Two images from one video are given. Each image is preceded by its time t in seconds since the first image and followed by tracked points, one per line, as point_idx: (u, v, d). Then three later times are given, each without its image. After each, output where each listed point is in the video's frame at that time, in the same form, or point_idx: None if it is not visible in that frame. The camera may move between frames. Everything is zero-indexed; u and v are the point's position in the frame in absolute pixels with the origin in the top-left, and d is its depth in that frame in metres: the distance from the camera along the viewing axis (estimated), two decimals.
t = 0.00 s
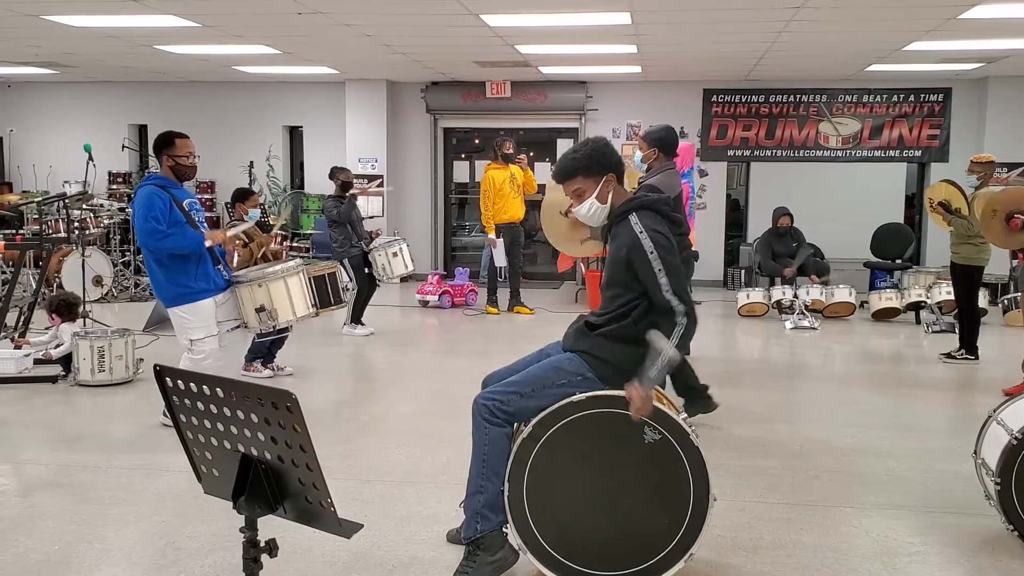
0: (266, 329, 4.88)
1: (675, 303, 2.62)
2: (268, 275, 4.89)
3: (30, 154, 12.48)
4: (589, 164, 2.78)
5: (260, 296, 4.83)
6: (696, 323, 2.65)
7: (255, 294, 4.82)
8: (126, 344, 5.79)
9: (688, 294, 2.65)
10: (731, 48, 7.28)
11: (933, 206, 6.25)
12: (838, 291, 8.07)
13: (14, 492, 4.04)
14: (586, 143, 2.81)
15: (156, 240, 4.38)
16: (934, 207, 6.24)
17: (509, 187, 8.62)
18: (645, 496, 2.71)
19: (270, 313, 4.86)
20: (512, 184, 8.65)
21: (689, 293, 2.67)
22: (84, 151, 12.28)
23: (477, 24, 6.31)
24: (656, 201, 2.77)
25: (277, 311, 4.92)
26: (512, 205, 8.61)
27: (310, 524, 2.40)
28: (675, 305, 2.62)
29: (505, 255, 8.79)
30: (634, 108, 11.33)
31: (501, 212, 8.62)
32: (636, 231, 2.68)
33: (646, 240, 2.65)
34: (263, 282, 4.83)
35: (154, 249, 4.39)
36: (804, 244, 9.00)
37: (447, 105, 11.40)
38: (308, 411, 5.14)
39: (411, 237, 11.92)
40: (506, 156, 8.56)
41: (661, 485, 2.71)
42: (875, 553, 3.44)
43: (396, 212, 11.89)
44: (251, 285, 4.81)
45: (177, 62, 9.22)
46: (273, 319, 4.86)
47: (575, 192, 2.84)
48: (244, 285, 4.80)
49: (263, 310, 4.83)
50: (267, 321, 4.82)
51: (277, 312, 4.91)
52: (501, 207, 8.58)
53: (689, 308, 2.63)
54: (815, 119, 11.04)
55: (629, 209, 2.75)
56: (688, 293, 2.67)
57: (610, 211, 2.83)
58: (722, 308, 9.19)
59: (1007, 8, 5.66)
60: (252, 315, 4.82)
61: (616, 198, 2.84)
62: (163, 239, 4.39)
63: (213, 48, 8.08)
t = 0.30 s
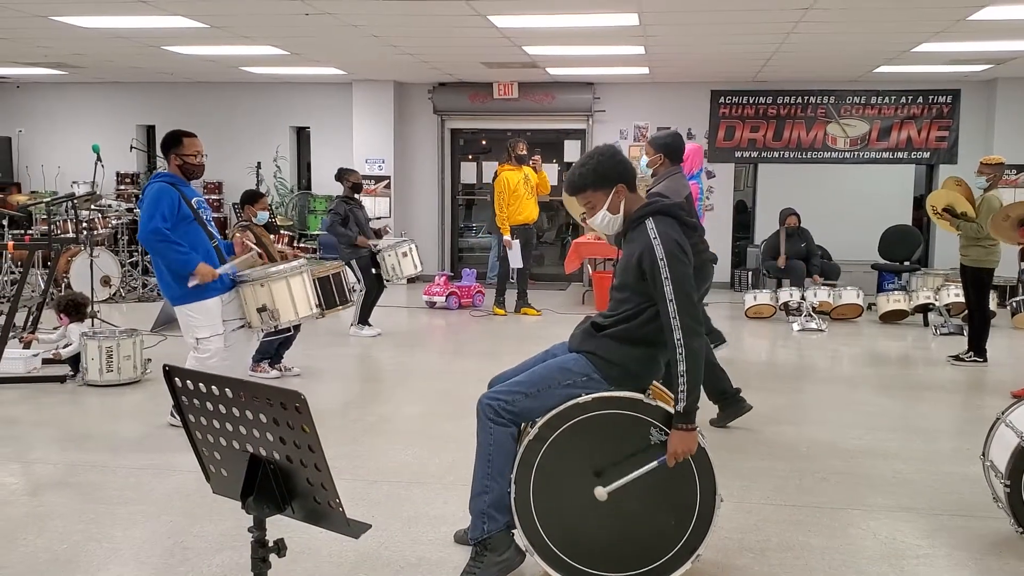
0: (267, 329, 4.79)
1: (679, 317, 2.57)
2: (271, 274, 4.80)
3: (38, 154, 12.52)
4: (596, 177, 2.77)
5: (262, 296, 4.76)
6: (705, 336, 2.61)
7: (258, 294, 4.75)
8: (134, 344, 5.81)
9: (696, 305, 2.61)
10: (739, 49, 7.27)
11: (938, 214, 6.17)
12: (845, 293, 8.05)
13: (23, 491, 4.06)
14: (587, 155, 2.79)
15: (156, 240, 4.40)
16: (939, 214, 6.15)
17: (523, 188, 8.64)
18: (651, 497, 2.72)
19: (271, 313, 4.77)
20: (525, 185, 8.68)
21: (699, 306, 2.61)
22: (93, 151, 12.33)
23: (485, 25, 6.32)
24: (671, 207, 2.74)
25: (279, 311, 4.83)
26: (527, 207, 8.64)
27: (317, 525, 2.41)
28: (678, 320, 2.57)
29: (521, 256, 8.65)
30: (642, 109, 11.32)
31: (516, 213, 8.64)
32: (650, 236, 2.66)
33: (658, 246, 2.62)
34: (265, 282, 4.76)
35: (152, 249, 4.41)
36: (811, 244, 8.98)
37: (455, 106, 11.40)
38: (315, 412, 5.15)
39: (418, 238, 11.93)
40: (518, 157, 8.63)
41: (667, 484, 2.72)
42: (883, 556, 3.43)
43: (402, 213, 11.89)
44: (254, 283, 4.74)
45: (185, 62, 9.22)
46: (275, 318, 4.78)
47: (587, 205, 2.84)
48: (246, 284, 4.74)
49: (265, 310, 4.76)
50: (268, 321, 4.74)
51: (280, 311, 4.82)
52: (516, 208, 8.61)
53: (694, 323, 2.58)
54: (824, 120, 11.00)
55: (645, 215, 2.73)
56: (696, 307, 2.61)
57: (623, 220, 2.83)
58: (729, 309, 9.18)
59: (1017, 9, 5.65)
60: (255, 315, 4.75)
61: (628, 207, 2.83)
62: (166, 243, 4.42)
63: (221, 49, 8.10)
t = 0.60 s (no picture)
0: (265, 330, 4.79)
1: (659, 325, 2.61)
2: (269, 275, 4.80)
3: (39, 154, 12.53)
4: (601, 180, 2.78)
5: (260, 297, 4.75)
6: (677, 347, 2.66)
7: (255, 295, 4.75)
8: (135, 344, 5.82)
9: (681, 315, 2.64)
10: (740, 50, 7.27)
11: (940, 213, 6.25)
12: (846, 294, 8.05)
13: (25, 491, 4.06)
14: (593, 156, 2.80)
15: (151, 240, 4.38)
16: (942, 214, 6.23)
17: (530, 189, 8.63)
18: (651, 499, 2.71)
19: (269, 313, 4.77)
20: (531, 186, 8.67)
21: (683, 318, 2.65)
22: (94, 151, 12.35)
23: (487, 25, 6.32)
24: (678, 211, 2.79)
25: (277, 312, 4.82)
26: (534, 207, 8.66)
27: (320, 525, 2.41)
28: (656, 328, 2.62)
29: (529, 256, 8.76)
30: (643, 110, 11.34)
31: (523, 213, 8.64)
32: (653, 239, 2.70)
33: (658, 251, 2.66)
34: (263, 283, 4.75)
35: (146, 248, 4.38)
36: (811, 245, 8.94)
37: (456, 107, 11.41)
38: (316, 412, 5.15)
39: (419, 239, 11.94)
40: (524, 158, 8.56)
41: (667, 486, 2.71)
42: (884, 557, 3.43)
43: (403, 213, 11.90)
44: (252, 285, 4.74)
45: (186, 62, 9.23)
46: (273, 319, 4.78)
47: (592, 207, 2.85)
48: (245, 285, 4.74)
49: (261, 311, 4.75)
50: (265, 322, 4.73)
51: (277, 312, 4.80)
52: (524, 209, 8.62)
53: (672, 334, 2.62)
54: (825, 121, 11.00)
55: (652, 215, 2.76)
56: (681, 318, 2.65)
57: (628, 221, 2.84)
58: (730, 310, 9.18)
59: (1018, 10, 5.64)
60: (253, 316, 4.75)
61: (633, 209, 2.83)
62: (159, 243, 4.40)
63: (223, 49, 8.10)
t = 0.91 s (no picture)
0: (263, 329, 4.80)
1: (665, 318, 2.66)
2: (268, 274, 4.80)
3: (40, 154, 12.54)
4: (600, 179, 2.78)
5: (259, 296, 4.76)
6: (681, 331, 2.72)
7: (253, 295, 4.76)
8: (135, 344, 5.83)
9: (685, 303, 2.70)
10: (740, 51, 7.28)
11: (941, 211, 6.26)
12: (846, 295, 8.05)
13: (25, 491, 4.06)
14: (594, 154, 2.80)
15: (147, 238, 4.36)
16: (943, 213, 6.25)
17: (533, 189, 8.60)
18: (652, 499, 2.71)
19: (268, 313, 4.78)
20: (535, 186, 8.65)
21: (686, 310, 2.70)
22: (95, 151, 12.36)
23: (487, 26, 6.33)
24: (677, 209, 2.80)
25: (276, 311, 4.83)
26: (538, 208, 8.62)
27: (321, 526, 2.41)
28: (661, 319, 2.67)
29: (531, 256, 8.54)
30: (643, 111, 11.35)
31: (526, 213, 8.61)
32: (656, 234, 2.70)
33: (662, 246, 2.67)
34: (262, 283, 4.76)
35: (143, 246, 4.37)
36: (811, 245, 8.98)
37: (456, 107, 11.42)
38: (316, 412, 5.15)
39: (419, 239, 11.94)
40: (528, 159, 8.57)
41: (668, 486, 2.71)
42: (885, 559, 3.43)
43: (403, 214, 11.91)
44: (250, 284, 4.75)
45: (187, 63, 9.23)
46: (272, 319, 4.79)
47: (590, 205, 2.85)
48: (244, 284, 4.75)
49: (259, 310, 4.76)
50: (263, 321, 4.74)
51: (276, 311, 4.82)
52: (527, 209, 8.58)
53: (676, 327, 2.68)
54: (824, 123, 11.00)
55: (650, 214, 2.77)
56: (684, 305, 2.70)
57: (626, 221, 2.84)
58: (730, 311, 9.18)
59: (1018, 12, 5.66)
60: (250, 315, 4.77)
61: (631, 209, 2.84)
62: (155, 242, 4.38)
63: (223, 50, 8.11)
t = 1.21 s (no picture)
0: (265, 330, 4.81)
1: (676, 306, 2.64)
2: (271, 275, 4.80)
3: (43, 155, 12.56)
4: (604, 176, 2.79)
5: (261, 296, 4.77)
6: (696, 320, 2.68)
7: (255, 295, 4.77)
8: (138, 344, 5.83)
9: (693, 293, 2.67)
10: (742, 52, 7.29)
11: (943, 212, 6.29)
12: (848, 296, 8.04)
13: (28, 491, 4.07)
14: (596, 151, 2.81)
15: (151, 238, 4.37)
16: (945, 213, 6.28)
17: (538, 189, 8.57)
18: (656, 500, 2.71)
19: (270, 313, 4.78)
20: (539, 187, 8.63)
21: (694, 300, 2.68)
22: (98, 152, 12.38)
23: (489, 26, 6.34)
24: (676, 206, 2.79)
25: (278, 312, 4.83)
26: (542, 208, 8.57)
27: (324, 526, 2.41)
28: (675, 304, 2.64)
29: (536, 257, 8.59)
30: (645, 112, 11.36)
31: (530, 214, 8.57)
32: (653, 233, 2.70)
33: (660, 242, 2.67)
34: (264, 283, 4.76)
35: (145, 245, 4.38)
36: (814, 247, 8.98)
37: (458, 108, 11.42)
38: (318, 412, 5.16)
39: (421, 240, 11.95)
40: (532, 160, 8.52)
41: (672, 487, 2.71)
42: (887, 560, 3.42)
43: (405, 214, 11.91)
44: (253, 285, 4.75)
45: (190, 64, 9.25)
46: (274, 319, 4.79)
47: (593, 201, 2.86)
48: (246, 285, 4.75)
49: (262, 310, 4.77)
50: (265, 322, 4.75)
51: (278, 312, 4.82)
52: (530, 210, 8.52)
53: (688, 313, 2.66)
54: (826, 124, 11.01)
55: (650, 213, 2.76)
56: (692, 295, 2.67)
57: (629, 219, 2.84)
58: (732, 313, 9.18)
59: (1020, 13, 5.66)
60: (254, 316, 4.78)
61: (634, 206, 2.84)
62: (158, 241, 4.39)
63: (225, 50, 8.12)
